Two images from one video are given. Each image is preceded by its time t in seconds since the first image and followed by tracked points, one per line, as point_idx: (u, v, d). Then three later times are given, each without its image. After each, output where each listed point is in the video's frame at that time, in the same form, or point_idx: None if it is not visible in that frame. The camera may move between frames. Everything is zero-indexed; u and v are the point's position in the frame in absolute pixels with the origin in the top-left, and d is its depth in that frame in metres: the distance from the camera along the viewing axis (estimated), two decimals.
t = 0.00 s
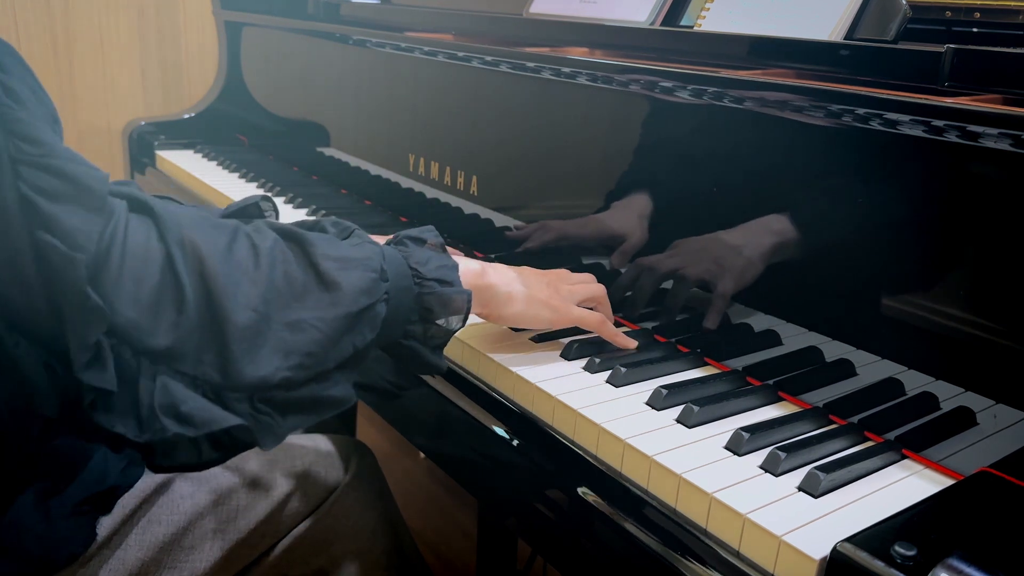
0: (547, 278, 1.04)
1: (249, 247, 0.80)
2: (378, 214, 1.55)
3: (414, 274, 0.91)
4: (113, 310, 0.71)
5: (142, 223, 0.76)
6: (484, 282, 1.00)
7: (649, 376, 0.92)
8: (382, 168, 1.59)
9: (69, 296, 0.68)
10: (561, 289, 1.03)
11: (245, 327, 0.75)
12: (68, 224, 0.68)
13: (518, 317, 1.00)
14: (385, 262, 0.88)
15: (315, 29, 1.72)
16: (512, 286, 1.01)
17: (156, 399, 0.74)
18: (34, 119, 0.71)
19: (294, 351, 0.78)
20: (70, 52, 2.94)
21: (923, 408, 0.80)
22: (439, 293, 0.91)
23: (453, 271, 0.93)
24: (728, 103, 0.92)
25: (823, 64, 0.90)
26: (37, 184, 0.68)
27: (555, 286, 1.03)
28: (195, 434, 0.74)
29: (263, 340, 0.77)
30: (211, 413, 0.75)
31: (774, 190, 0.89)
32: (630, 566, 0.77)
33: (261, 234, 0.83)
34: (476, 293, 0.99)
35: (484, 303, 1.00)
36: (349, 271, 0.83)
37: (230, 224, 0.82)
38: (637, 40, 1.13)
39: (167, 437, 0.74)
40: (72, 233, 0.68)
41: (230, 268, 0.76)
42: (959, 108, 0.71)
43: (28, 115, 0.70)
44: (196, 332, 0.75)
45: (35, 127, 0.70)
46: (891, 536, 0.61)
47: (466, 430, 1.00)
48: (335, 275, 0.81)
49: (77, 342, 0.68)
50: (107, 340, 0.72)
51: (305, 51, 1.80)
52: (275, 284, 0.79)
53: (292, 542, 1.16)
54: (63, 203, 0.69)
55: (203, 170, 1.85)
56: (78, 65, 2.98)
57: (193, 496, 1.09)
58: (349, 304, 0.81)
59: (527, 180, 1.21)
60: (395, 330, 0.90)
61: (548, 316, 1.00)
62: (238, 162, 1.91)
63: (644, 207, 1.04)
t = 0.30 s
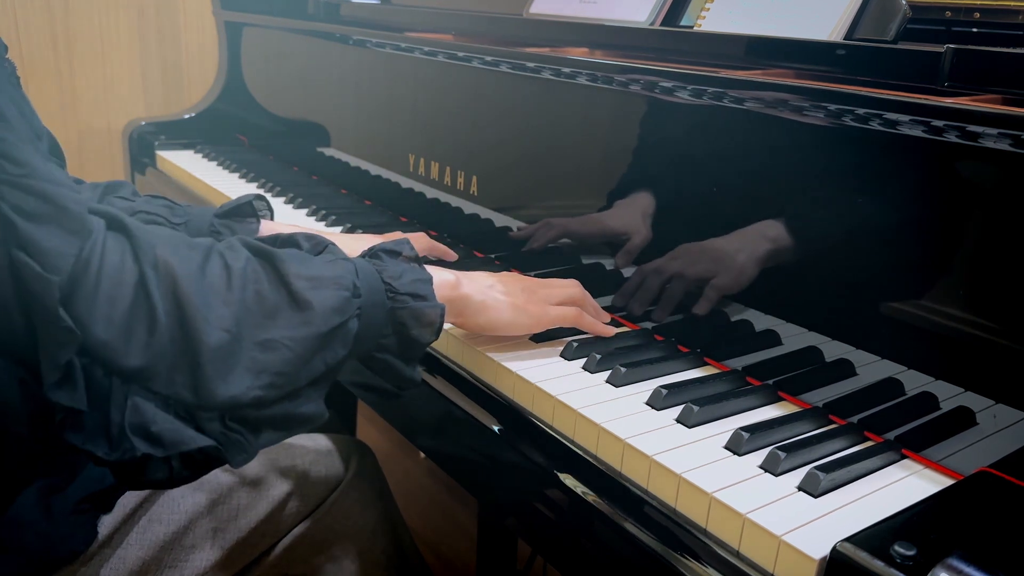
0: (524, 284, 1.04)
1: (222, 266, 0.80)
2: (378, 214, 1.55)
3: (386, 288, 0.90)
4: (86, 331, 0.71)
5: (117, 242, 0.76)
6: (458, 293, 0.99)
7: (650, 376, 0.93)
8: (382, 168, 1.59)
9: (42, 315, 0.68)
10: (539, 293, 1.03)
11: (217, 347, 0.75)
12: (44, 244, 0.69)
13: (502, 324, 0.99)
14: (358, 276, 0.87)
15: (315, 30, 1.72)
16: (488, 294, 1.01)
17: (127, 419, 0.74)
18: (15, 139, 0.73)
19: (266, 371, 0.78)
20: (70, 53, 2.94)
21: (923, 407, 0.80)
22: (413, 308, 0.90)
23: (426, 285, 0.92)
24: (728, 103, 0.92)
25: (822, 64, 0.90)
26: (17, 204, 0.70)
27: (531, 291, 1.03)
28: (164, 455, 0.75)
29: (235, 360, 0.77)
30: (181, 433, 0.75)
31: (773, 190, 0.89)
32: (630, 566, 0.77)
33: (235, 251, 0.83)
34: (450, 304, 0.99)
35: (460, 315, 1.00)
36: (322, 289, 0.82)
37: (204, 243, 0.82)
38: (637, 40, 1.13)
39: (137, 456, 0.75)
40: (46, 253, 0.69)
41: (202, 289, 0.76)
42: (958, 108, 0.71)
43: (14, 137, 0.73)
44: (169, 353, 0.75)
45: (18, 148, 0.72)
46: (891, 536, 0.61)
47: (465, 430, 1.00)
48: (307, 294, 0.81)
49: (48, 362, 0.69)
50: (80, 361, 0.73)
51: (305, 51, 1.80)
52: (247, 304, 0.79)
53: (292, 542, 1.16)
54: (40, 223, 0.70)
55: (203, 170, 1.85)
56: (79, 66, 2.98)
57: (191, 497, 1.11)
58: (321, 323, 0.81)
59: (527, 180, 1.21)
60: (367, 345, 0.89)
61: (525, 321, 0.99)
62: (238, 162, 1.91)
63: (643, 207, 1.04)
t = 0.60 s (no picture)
0: (514, 287, 1.04)
1: (212, 274, 0.80)
2: (378, 214, 1.55)
3: (377, 289, 0.91)
4: (77, 340, 0.72)
5: (108, 251, 0.76)
6: (450, 293, 1.00)
7: (650, 376, 0.93)
8: (382, 168, 1.59)
9: (31, 325, 0.68)
10: (529, 297, 1.02)
11: (208, 355, 0.75)
12: (35, 253, 0.70)
13: (496, 325, 0.99)
14: (348, 281, 0.88)
15: (315, 30, 1.72)
16: (479, 295, 1.01)
17: (118, 428, 0.74)
18: (8, 149, 0.73)
19: (258, 377, 0.78)
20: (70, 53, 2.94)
21: (923, 407, 0.80)
22: (405, 309, 0.90)
23: (417, 285, 0.93)
24: (728, 103, 0.92)
25: (821, 64, 0.90)
26: (9, 212, 0.70)
27: (521, 294, 1.03)
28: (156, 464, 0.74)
29: (226, 367, 0.77)
30: (172, 442, 0.75)
31: (773, 190, 0.89)
32: (630, 566, 0.77)
33: (224, 259, 0.83)
34: (442, 303, 0.99)
35: (451, 315, 1.00)
36: (312, 295, 0.82)
37: (194, 249, 0.82)
38: (638, 40, 1.13)
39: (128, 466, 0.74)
40: (37, 262, 0.69)
41: (193, 296, 0.76)
42: (958, 108, 0.71)
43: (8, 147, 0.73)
44: (159, 362, 0.75)
45: (14, 158, 0.73)
46: (891, 536, 0.61)
47: (465, 430, 1.00)
48: (298, 300, 0.81)
49: (36, 371, 0.69)
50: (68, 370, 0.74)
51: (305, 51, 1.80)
52: (238, 311, 0.79)
53: (292, 542, 1.16)
54: (32, 232, 0.70)
55: (203, 170, 1.85)
56: (80, 66, 2.98)
57: (192, 496, 1.10)
58: (312, 328, 0.81)
59: (527, 180, 1.22)
60: (359, 348, 0.90)
61: (516, 323, 0.98)
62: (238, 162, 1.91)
63: (642, 207, 1.04)
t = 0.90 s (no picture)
0: (509, 286, 1.04)
1: (210, 283, 0.80)
2: (378, 214, 1.55)
3: (375, 292, 0.90)
4: (76, 353, 0.71)
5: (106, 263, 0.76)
6: (447, 294, 1.00)
7: (650, 376, 0.93)
8: (382, 168, 1.59)
9: (30, 338, 0.68)
10: (524, 296, 1.02)
11: (207, 365, 0.75)
12: (33, 267, 0.70)
13: (493, 327, 0.99)
14: (346, 285, 0.88)
15: (315, 30, 1.72)
16: (478, 296, 1.01)
17: (119, 441, 0.74)
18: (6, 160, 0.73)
19: (258, 387, 0.79)
20: (70, 53, 2.94)
21: (923, 407, 0.80)
22: (405, 313, 0.91)
23: (415, 288, 0.92)
24: (728, 103, 0.92)
25: (822, 64, 0.90)
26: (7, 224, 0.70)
27: (516, 294, 1.03)
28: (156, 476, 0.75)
29: (225, 377, 0.77)
30: (174, 454, 0.76)
31: (773, 190, 0.89)
32: (630, 566, 0.77)
33: (222, 268, 0.83)
34: (440, 304, 1.00)
35: (450, 316, 1.01)
36: (310, 302, 0.83)
37: (192, 259, 0.82)
38: (638, 40, 1.13)
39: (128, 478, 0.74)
40: (35, 275, 0.70)
41: (191, 306, 0.77)
42: (958, 109, 0.71)
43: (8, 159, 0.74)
44: (158, 374, 0.75)
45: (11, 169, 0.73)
46: (891, 536, 0.61)
47: (466, 430, 1.00)
48: (297, 308, 0.81)
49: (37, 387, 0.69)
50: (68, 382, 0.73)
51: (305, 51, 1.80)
52: (236, 320, 0.79)
53: (292, 541, 1.16)
54: (31, 245, 0.71)
55: (203, 170, 1.85)
56: (80, 66, 2.98)
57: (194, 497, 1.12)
58: (311, 337, 0.81)
59: (527, 181, 1.22)
60: (357, 351, 0.90)
61: (512, 325, 0.99)
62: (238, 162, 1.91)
63: (640, 208, 1.04)
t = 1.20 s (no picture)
0: (504, 289, 1.04)
1: (202, 300, 0.80)
2: (378, 214, 1.55)
3: (369, 301, 0.90)
4: (66, 377, 0.71)
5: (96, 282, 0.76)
6: (441, 300, 0.99)
7: (650, 376, 0.93)
8: (382, 168, 1.59)
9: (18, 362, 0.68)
10: (519, 299, 1.02)
11: (201, 385, 0.75)
12: (23, 290, 0.69)
13: (493, 332, 0.99)
14: (339, 296, 0.88)
15: (315, 30, 1.72)
16: (472, 299, 1.00)
17: (113, 464, 0.75)
18: None
19: (251, 405, 0.78)
20: (70, 53, 2.94)
21: (923, 407, 0.80)
22: (397, 322, 0.90)
23: (409, 296, 0.93)
24: (728, 103, 0.92)
25: (822, 64, 0.90)
26: None
27: (512, 296, 1.03)
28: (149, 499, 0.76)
29: (219, 396, 0.77)
30: (168, 477, 0.77)
31: (773, 190, 0.89)
32: (630, 566, 0.77)
33: (213, 282, 0.83)
34: (433, 310, 0.98)
35: (445, 322, 0.99)
36: (303, 317, 0.83)
37: (182, 275, 0.82)
38: (638, 40, 1.13)
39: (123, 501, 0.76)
40: (25, 299, 0.69)
41: (184, 324, 0.76)
42: (958, 109, 0.71)
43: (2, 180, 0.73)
44: (149, 395, 0.75)
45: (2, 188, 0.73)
46: (891, 536, 0.61)
47: (466, 430, 1.00)
48: (290, 323, 0.81)
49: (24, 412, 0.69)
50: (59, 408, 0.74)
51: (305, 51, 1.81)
52: (229, 338, 0.79)
53: (291, 544, 1.16)
54: (22, 267, 0.70)
55: (203, 170, 1.85)
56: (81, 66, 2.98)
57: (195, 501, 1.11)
58: (305, 352, 0.81)
59: (527, 181, 1.22)
60: (352, 361, 0.90)
61: (507, 329, 0.99)
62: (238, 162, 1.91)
63: (641, 208, 1.04)
